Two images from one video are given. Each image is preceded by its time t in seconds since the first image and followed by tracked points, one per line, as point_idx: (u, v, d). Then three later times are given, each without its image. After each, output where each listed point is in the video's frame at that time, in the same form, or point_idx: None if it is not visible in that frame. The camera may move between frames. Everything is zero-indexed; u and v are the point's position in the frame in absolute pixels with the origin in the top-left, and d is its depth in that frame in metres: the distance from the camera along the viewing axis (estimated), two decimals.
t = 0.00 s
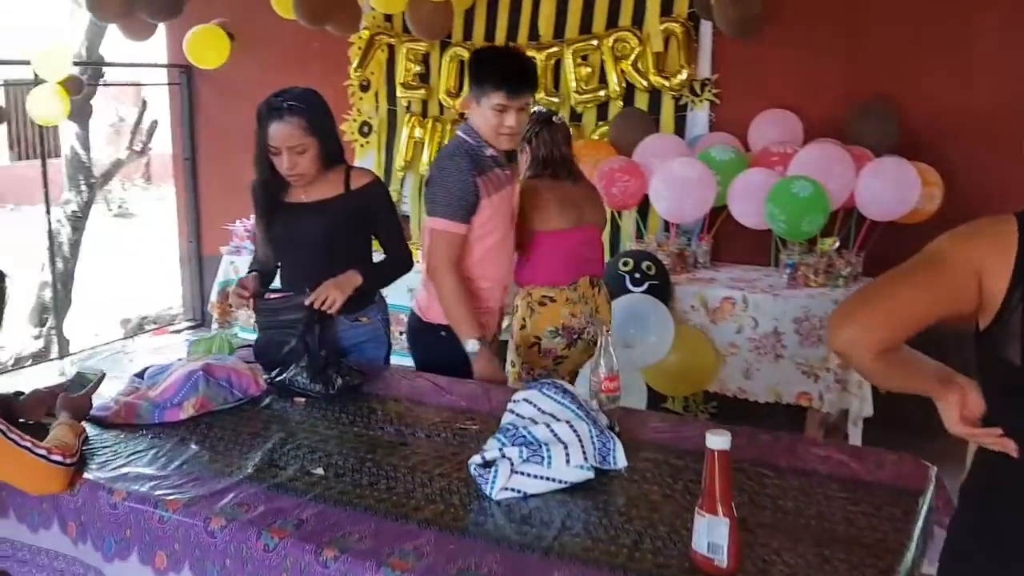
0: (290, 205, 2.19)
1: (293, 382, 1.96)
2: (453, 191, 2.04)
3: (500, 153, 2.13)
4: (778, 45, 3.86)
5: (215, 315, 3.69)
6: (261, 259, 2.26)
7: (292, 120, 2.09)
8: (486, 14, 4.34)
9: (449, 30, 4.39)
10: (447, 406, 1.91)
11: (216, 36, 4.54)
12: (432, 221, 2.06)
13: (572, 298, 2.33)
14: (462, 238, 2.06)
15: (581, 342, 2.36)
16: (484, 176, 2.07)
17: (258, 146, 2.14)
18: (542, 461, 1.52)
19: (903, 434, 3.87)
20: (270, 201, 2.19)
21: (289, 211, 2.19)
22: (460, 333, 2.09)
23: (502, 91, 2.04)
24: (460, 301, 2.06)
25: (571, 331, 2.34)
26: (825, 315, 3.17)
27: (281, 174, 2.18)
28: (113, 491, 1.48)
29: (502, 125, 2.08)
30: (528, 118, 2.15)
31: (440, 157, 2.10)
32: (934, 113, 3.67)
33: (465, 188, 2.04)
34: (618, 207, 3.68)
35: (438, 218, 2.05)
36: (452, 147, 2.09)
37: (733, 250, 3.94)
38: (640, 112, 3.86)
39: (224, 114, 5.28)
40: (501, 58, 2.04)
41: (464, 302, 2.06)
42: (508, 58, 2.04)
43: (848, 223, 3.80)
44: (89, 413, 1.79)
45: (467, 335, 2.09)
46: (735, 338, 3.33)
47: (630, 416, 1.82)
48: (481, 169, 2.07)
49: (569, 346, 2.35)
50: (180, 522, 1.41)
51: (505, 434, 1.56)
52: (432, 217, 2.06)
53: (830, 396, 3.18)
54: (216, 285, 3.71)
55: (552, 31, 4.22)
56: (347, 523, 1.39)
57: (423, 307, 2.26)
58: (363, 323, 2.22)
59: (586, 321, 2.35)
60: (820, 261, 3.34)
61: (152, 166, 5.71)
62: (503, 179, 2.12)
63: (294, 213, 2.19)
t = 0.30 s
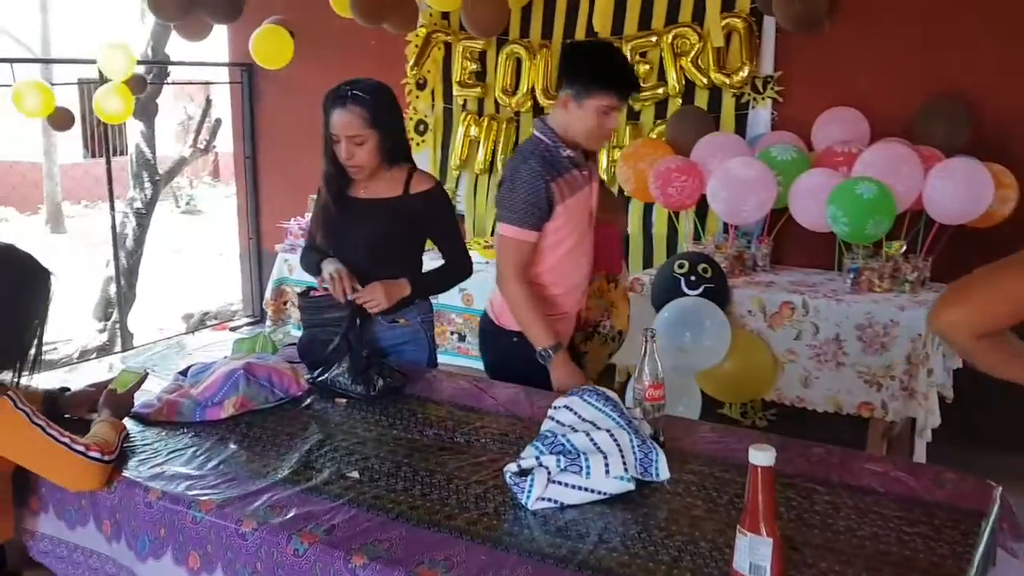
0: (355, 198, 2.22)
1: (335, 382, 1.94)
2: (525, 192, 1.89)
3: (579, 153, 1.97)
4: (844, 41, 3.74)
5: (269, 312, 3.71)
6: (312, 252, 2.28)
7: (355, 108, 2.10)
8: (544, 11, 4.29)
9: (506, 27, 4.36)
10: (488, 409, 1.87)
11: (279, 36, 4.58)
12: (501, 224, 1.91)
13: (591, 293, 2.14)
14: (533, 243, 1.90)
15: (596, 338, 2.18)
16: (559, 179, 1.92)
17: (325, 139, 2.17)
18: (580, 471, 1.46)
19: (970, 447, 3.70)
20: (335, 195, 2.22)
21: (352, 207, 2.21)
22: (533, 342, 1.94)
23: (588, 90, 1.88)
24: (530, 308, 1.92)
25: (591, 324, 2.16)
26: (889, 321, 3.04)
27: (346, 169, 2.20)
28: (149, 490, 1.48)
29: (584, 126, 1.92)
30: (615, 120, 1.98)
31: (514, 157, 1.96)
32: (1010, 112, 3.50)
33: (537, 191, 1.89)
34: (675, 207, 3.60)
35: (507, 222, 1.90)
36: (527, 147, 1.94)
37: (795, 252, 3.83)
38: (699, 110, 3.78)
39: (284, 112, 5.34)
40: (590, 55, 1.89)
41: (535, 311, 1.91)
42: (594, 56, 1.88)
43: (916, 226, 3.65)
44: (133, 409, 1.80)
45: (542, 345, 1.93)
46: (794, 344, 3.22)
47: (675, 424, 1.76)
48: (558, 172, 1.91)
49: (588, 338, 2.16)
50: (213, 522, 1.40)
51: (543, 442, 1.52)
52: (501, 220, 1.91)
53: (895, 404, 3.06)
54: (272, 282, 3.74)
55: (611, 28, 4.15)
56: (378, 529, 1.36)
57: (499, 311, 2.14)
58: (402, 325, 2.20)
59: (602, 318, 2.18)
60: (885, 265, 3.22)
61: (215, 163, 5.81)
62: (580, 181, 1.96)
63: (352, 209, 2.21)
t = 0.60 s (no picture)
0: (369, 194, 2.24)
1: (340, 384, 1.94)
2: (613, 186, 1.93)
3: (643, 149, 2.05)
4: (856, 41, 3.71)
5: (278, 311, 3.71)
6: (328, 253, 2.28)
7: (368, 99, 2.10)
8: (554, 10, 4.27)
9: (516, 26, 4.34)
10: (494, 411, 1.86)
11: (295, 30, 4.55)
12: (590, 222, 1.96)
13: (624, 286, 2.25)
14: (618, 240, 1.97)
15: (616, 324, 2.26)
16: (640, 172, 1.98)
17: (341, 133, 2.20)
18: (586, 477, 1.45)
19: (979, 450, 3.68)
20: (352, 193, 2.25)
21: (366, 204, 2.22)
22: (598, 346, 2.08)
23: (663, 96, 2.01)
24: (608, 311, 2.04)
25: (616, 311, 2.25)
26: (900, 323, 3.01)
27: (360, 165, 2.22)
28: (150, 494, 1.48)
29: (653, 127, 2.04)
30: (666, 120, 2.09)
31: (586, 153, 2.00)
32: None
33: (625, 187, 1.94)
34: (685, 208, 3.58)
35: (597, 218, 1.95)
36: (600, 140, 1.99)
37: (805, 253, 3.81)
38: (709, 110, 3.76)
39: (293, 111, 5.34)
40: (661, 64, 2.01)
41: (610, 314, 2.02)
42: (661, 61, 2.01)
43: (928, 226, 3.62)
44: (136, 411, 1.80)
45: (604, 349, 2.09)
46: (803, 345, 3.20)
47: (682, 428, 1.75)
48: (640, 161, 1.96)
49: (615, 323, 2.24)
50: (215, 527, 1.40)
51: (549, 447, 1.51)
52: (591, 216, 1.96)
53: (906, 406, 3.04)
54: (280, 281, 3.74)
55: (621, 26, 4.13)
56: (380, 535, 1.35)
57: (554, 309, 2.19)
58: (405, 328, 2.20)
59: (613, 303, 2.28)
60: (896, 266, 3.19)
61: (225, 160, 5.82)
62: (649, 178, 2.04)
63: (366, 207, 2.22)
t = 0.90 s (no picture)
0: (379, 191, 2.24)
1: (344, 381, 1.94)
2: (685, 163, 2.04)
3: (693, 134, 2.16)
4: (862, 38, 3.70)
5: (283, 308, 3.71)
6: (337, 250, 2.29)
7: (374, 98, 2.10)
8: (559, 7, 4.27)
9: (520, 22, 4.34)
10: (498, 408, 1.86)
11: (304, 25, 4.54)
12: (668, 200, 2.06)
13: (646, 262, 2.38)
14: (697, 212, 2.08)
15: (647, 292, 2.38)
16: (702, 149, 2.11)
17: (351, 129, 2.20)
18: (590, 474, 1.45)
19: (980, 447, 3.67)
20: (362, 191, 2.24)
21: (377, 203, 2.22)
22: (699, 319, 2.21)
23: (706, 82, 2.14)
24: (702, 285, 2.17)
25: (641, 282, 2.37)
26: (904, 320, 3.00)
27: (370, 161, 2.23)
28: (155, 491, 1.48)
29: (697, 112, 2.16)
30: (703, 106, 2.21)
31: (647, 138, 2.12)
32: None
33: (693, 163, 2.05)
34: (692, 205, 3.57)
35: (674, 195, 2.05)
36: (659, 125, 2.10)
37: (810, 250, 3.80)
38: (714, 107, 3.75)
39: (297, 107, 5.33)
40: (697, 52, 2.13)
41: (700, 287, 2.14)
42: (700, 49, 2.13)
43: (932, 224, 3.61)
44: (140, 407, 1.81)
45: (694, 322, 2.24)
46: (808, 342, 3.20)
47: (686, 424, 1.75)
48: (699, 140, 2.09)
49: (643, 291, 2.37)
50: (219, 525, 1.40)
51: (554, 445, 1.50)
52: (666, 193, 2.06)
53: (909, 405, 3.02)
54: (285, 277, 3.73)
55: (626, 23, 4.12)
56: (385, 532, 1.35)
57: (618, 296, 2.27)
58: (410, 326, 2.21)
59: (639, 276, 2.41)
60: (901, 263, 3.18)
61: (229, 157, 5.87)
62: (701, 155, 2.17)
63: (374, 204, 2.23)
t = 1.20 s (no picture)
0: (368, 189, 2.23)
1: (332, 379, 1.94)
2: (750, 165, 2.06)
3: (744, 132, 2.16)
4: (850, 32, 3.71)
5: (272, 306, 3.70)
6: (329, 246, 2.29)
7: (361, 97, 2.10)
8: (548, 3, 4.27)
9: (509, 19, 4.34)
10: (486, 404, 1.86)
11: (292, 22, 4.52)
12: (734, 203, 2.07)
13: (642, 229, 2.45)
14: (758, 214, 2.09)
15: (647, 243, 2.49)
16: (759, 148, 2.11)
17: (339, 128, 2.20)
18: (578, 468, 1.45)
19: (968, 438, 3.69)
20: (355, 188, 2.24)
21: (373, 200, 2.20)
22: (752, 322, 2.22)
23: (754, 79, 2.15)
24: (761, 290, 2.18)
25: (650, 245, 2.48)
26: (893, 312, 3.01)
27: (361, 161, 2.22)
28: (140, 490, 1.48)
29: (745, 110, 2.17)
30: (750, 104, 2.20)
31: (706, 139, 2.12)
32: (1016, 102, 3.47)
33: (757, 165, 2.07)
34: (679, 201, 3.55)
35: (741, 198, 2.06)
36: (717, 126, 2.11)
37: (799, 243, 3.81)
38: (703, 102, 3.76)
39: (286, 105, 5.32)
40: (746, 49, 2.13)
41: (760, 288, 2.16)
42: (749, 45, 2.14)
43: (920, 217, 3.62)
44: (127, 408, 1.80)
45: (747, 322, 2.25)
46: (797, 336, 3.20)
47: (674, 418, 1.75)
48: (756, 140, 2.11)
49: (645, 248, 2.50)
50: (206, 524, 1.39)
51: (541, 439, 1.50)
52: (734, 196, 2.07)
53: (897, 398, 3.03)
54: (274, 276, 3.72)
55: (615, 19, 4.12)
56: (372, 529, 1.35)
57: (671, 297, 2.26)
58: (401, 323, 2.20)
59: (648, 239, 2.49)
60: (889, 256, 3.19)
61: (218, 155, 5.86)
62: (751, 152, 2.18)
63: (364, 200, 2.22)
